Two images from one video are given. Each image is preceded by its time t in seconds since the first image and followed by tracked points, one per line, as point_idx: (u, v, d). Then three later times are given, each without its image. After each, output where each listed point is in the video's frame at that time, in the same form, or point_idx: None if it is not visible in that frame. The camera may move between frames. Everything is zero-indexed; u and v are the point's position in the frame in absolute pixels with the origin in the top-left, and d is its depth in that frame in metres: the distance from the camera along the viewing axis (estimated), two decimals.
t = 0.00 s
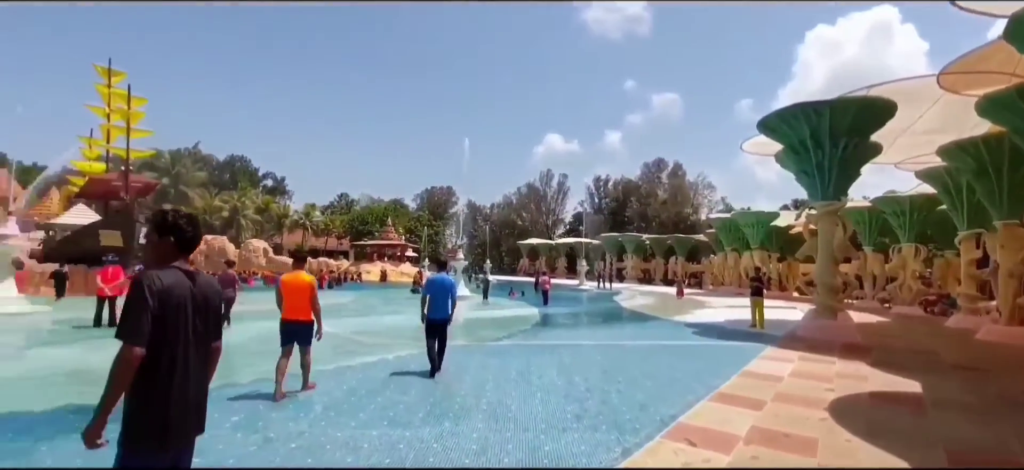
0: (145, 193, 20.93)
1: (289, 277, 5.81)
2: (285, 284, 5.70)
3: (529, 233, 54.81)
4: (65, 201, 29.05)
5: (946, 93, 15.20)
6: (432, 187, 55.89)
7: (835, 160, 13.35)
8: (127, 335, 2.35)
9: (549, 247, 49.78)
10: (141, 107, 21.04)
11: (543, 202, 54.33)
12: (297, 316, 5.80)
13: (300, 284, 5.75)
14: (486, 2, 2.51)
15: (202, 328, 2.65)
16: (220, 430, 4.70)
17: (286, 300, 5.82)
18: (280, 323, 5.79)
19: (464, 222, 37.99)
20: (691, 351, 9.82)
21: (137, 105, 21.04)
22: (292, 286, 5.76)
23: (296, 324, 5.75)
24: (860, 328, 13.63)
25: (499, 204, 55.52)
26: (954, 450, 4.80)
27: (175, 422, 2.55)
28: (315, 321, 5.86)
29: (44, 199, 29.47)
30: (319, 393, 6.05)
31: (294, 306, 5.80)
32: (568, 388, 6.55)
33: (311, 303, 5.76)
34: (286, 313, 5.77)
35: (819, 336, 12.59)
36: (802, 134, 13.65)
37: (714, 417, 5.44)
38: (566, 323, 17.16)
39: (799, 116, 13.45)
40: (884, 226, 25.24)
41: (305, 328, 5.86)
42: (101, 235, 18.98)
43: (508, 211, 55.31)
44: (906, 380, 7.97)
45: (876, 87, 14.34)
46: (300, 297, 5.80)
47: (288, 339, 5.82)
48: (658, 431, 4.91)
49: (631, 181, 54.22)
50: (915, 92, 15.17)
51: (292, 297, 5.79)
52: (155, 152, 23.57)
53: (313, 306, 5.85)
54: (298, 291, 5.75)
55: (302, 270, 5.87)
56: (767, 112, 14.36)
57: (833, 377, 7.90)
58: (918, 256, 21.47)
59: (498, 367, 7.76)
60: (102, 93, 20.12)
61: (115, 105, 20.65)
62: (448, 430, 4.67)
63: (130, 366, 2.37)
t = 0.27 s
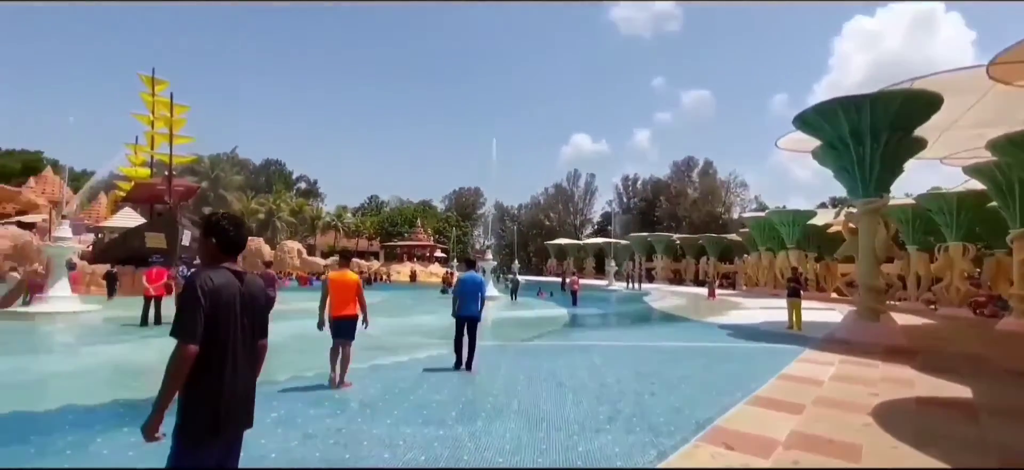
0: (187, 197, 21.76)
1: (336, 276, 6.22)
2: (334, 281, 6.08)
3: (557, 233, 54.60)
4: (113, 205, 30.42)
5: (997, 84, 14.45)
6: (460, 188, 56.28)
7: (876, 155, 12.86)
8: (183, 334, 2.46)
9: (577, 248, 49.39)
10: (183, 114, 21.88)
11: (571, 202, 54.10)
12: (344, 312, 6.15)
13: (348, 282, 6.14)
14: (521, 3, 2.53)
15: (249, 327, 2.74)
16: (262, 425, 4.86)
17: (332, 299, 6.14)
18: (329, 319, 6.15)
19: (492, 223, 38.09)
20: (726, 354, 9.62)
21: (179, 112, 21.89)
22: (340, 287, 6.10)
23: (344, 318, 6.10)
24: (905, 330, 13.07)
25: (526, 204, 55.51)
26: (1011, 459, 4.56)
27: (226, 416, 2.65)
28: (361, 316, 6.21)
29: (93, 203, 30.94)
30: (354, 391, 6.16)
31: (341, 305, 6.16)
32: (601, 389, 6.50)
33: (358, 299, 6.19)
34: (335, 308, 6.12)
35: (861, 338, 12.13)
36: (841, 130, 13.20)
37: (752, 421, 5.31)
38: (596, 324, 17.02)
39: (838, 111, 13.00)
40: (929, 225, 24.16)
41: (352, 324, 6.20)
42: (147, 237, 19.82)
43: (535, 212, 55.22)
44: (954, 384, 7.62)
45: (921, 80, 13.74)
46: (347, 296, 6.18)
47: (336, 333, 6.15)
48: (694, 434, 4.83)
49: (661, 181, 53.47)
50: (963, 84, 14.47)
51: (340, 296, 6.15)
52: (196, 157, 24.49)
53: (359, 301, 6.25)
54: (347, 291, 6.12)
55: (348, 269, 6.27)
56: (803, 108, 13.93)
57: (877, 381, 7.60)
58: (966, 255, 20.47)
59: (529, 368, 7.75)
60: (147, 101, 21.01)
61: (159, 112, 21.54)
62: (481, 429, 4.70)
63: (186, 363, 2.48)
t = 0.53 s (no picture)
0: (223, 201, 22.45)
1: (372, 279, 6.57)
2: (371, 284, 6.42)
3: (582, 234, 54.26)
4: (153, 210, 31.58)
5: None
6: (485, 190, 56.51)
7: (918, 151, 12.39)
8: (227, 334, 2.55)
9: (603, 249, 48.89)
10: (218, 121, 22.60)
11: (596, 203, 54.16)
12: (379, 313, 6.47)
13: (384, 285, 6.47)
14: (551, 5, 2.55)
15: (290, 329, 2.82)
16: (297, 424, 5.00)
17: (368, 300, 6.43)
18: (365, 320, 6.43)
19: (517, 224, 38.07)
20: (758, 356, 9.42)
21: (215, 119, 22.63)
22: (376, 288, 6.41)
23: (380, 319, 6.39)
24: (948, 334, 12.54)
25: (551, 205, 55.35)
26: None
27: (269, 414, 2.74)
28: (395, 318, 6.51)
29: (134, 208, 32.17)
30: (385, 391, 6.26)
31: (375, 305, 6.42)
32: (629, 392, 6.44)
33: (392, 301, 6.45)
34: (370, 310, 6.43)
35: (901, 340, 11.69)
36: (879, 126, 12.73)
37: (787, 425, 5.20)
38: (624, 325, 16.85)
39: (875, 107, 12.54)
40: (973, 223, 23.14)
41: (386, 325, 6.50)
42: (185, 241, 20.53)
43: (560, 213, 54.91)
44: (1002, 390, 7.29)
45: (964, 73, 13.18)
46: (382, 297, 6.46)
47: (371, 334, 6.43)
48: (726, 438, 4.76)
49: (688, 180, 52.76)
50: (1009, 76, 13.83)
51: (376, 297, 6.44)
52: (231, 163, 25.25)
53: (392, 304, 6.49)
54: (382, 293, 6.42)
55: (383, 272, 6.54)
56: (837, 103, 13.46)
57: (919, 386, 7.32)
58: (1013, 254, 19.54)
59: (556, 369, 7.74)
60: (184, 109, 21.78)
61: (195, 120, 22.30)
62: (510, 430, 4.72)
63: (230, 363, 2.58)
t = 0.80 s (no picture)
0: (255, 205, 23.10)
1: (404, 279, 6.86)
2: (403, 284, 6.74)
3: (607, 234, 53.83)
4: (190, 213, 32.74)
5: None
6: (509, 191, 56.64)
7: (960, 144, 11.90)
8: (268, 335, 2.64)
9: (628, 248, 48.36)
10: (250, 127, 23.27)
11: (621, 202, 54.00)
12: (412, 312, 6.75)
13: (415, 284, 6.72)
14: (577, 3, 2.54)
15: (326, 330, 2.89)
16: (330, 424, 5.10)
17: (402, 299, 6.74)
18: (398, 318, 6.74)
19: (541, 224, 38.02)
20: (792, 358, 9.19)
21: (247, 125, 23.30)
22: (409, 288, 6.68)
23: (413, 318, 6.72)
24: (994, 335, 12.00)
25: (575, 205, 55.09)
26: None
27: (307, 414, 2.80)
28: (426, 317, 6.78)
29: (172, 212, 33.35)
30: (415, 390, 6.34)
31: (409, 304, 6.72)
32: (659, 393, 6.37)
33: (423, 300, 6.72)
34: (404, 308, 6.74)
35: (943, 341, 11.24)
36: (918, 119, 12.24)
37: (824, 429, 5.07)
38: (651, 326, 16.65)
39: (914, 100, 12.02)
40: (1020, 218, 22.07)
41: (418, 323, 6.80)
42: (220, 243, 21.19)
43: (584, 213, 54.53)
44: None
45: (1010, 61, 12.57)
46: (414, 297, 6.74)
47: (404, 331, 6.88)
48: (760, 441, 4.66)
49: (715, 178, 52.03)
50: None
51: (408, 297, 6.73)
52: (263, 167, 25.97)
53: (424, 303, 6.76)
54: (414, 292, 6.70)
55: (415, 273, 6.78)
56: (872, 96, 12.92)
57: (964, 389, 7.02)
58: None
59: (584, 370, 7.71)
60: (218, 116, 22.51)
61: (228, 126, 22.99)
62: (540, 431, 4.72)
63: (271, 363, 2.67)
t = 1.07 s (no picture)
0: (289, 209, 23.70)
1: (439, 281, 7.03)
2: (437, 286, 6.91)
3: (635, 233, 53.18)
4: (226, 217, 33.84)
5: None
6: (536, 191, 56.56)
7: (1008, 137, 11.37)
8: (311, 335, 2.73)
9: (657, 248, 47.59)
10: (283, 132, 23.91)
11: (648, 201, 53.59)
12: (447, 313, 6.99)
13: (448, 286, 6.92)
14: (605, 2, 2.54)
15: (364, 330, 2.95)
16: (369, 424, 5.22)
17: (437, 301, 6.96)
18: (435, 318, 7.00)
19: (568, 224, 37.81)
20: (831, 360, 8.92)
21: (280, 131, 23.93)
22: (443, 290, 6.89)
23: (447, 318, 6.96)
24: None
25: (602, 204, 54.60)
26: None
27: (348, 413, 2.88)
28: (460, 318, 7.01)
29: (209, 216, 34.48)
30: (446, 390, 6.40)
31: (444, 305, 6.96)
32: (693, 395, 6.26)
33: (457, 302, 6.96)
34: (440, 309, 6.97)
35: (994, 343, 10.70)
36: (963, 112, 11.67)
37: (866, 433, 4.90)
38: (682, 327, 16.37)
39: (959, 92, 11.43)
40: None
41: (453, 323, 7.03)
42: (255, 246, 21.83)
43: (611, 213, 53.94)
44: None
45: None
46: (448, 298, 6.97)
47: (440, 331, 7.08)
48: (799, 445, 4.54)
49: (746, 176, 50.96)
50: None
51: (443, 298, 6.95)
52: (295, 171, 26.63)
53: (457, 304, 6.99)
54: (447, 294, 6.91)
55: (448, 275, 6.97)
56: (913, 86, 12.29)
57: (1017, 394, 6.66)
58: None
59: (615, 371, 7.65)
60: (253, 122, 23.19)
61: (263, 132, 23.65)
62: (573, 432, 4.71)
63: (316, 362, 2.76)
